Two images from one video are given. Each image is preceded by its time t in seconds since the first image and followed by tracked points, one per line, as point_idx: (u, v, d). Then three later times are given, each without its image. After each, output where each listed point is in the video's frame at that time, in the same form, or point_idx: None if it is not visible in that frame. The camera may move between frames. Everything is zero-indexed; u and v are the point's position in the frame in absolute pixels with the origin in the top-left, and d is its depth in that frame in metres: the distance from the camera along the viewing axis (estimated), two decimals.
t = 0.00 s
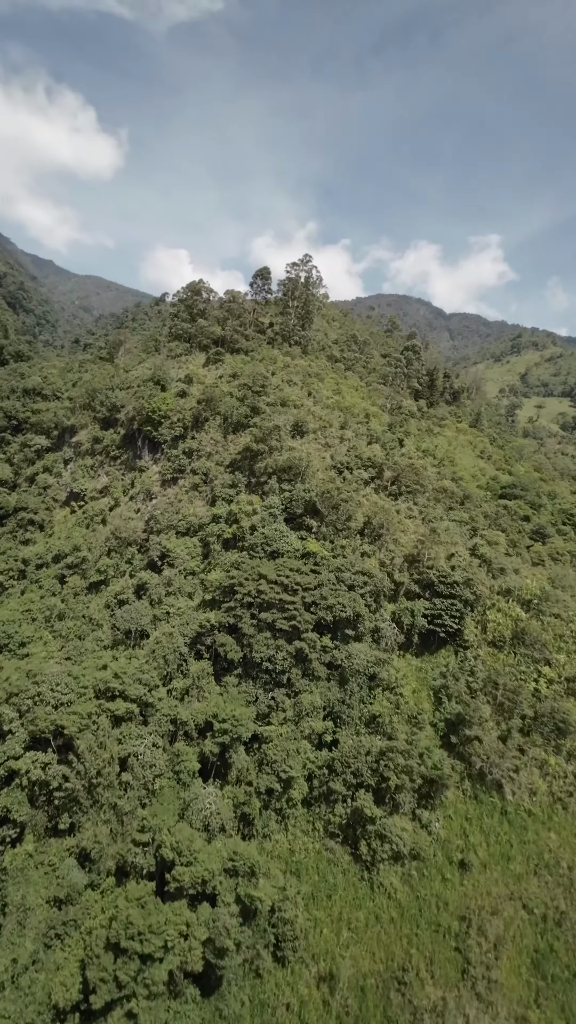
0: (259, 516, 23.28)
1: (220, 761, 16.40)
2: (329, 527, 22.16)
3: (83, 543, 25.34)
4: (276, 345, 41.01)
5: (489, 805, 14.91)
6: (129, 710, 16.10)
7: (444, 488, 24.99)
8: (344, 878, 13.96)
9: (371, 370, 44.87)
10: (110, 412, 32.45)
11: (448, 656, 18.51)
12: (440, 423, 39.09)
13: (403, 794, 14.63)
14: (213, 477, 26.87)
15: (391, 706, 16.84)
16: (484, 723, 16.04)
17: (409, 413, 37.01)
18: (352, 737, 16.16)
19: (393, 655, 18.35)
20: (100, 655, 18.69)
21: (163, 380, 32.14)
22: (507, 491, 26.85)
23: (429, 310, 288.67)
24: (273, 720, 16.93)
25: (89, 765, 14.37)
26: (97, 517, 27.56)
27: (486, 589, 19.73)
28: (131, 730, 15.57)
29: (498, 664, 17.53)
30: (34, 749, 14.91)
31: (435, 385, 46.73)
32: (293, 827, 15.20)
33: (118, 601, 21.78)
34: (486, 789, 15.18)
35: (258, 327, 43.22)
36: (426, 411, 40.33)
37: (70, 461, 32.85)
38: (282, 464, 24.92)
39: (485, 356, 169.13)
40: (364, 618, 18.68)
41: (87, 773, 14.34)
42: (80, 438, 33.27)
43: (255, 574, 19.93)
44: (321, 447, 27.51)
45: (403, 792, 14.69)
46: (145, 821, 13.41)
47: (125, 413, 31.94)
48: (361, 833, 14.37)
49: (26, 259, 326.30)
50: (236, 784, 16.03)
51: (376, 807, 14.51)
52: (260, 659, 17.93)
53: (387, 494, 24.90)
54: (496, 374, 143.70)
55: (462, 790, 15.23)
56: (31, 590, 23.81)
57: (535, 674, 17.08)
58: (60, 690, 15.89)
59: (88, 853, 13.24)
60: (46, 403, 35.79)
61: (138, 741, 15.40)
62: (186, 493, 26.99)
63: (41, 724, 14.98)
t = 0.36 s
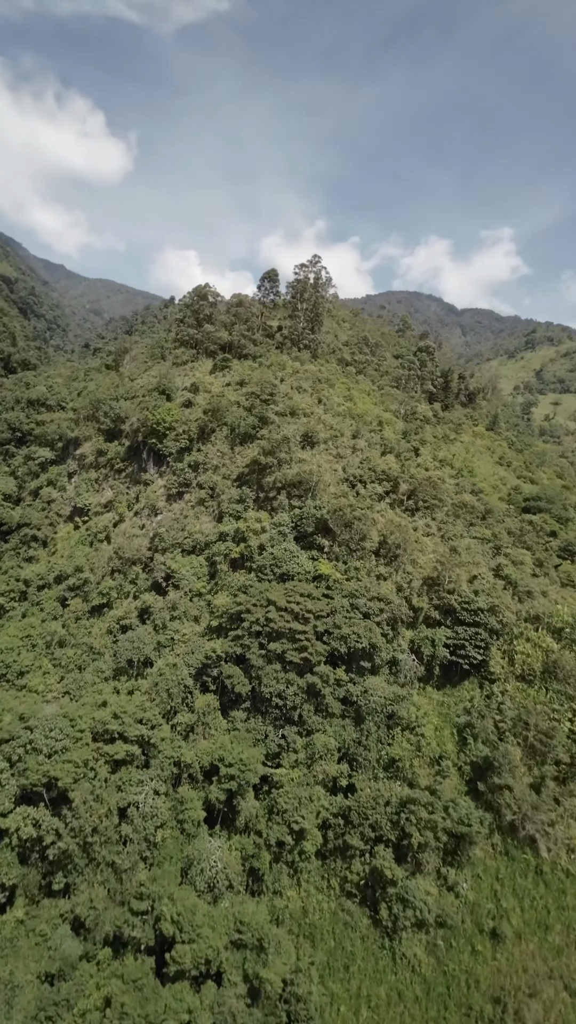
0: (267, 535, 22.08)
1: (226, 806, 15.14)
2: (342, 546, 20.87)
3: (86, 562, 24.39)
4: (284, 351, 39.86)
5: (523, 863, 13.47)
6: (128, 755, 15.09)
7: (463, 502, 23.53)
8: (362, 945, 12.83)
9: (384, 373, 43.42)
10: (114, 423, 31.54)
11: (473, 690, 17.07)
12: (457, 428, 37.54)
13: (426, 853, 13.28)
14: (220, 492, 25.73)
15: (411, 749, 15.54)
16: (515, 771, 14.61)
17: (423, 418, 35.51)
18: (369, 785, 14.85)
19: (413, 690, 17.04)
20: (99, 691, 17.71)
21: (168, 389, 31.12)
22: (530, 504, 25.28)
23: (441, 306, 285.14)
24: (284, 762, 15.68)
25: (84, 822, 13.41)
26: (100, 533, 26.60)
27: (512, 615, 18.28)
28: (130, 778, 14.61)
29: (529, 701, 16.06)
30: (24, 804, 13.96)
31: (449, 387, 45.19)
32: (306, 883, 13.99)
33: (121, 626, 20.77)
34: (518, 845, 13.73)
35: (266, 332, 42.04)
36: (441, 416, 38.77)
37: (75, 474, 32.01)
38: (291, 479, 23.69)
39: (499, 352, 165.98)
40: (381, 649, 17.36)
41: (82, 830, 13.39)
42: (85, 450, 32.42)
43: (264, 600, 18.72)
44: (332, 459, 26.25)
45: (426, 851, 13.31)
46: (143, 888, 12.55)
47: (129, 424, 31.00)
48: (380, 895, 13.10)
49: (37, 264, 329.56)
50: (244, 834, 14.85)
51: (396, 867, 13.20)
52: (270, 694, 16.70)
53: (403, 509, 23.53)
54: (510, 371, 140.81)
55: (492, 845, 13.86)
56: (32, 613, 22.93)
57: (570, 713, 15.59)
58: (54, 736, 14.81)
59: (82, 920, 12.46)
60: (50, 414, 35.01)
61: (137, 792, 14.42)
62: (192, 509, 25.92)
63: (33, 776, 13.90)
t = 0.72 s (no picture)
0: (276, 557, 20.72)
1: (233, 863, 13.94)
2: (357, 570, 19.42)
3: (86, 585, 23.31)
4: (292, 356, 38.54)
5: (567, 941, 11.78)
6: (126, 808, 13.90)
7: (485, 519, 21.99)
8: None
9: (396, 376, 41.83)
10: (117, 436, 30.47)
11: (502, 732, 15.55)
12: (473, 433, 35.88)
13: (456, 930, 11.90)
14: (226, 508, 24.44)
15: (436, 803, 14.16)
16: (554, 831, 13.03)
17: (439, 424, 33.88)
18: (390, 845, 13.53)
19: (436, 734, 15.65)
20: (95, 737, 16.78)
21: (172, 400, 29.97)
22: (557, 519, 23.63)
23: (450, 302, 281.04)
24: (296, 815, 14.30)
25: (75, 895, 12.46)
26: (102, 552, 25.49)
27: (543, 649, 16.78)
28: (127, 837, 13.46)
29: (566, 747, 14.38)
30: (11, 874, 13.14)
31: (464, 390, 43.49)
32: (321, 953, 12.68)
33: (122, 657, 19.58)
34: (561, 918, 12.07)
35: (273, 336, 40.70)
36: (457, 421, 37.10)
37: (77, 488, 30.99)
38: (301, 496, 22.30)
39: (511, 348, 162.74)
40: (401, 687, 15.92)
41: (73, 904, 12.47)
42: (87, 463, 31.40)
43: (272, 630, 17.28)
44: (343, 472, 24.86)
45: (455, 929, 11.95)
46: (138, 976, 11.97)
47: (132, 436, 29.87)
48: (404, 976, 11.77)
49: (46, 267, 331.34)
50: (252, 896, 13.60)
51: (421, 945, 11.85)
52: (279, 738, 15.28)
53: (420, 527, 22.06)
54: (524, 366, 137.89)
55: (531, 917, 12.28)
56: (31, 640, 21.92)
57: None
58: (43, 795, 13.68)
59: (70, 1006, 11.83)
60: (52, 426, 34.06)
61: (134, 853, 13.24)
62: (197, 527, 24.66)
63: (20, 844, 13.00)
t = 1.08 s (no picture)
0: (287, 580, 19.35)
1: (241, 929, 12.84)
2: (376, 597, 18.01)
3: (89, 607, 22.29)
4: (304, 360, 37.22)
5: None
6: (125, 868, 12.93)
7: (513, 539, 20.42)
8: None
9: (412, 378, 40.20)
10: (123, 447, 29.45)
11: (539, 783, 14.02)
12: (495, 438, 34.17)
13: None
14: (235, 525, 23.18)
15: (466, 867, 12.80)
16: None
17: (458, 430, 32.21)
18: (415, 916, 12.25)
19: (465, 785, 14.27)
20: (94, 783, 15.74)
21: (179, 410, 28.90)
22: None
23: (465, 295, 276.31)
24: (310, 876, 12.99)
25: (66, 980, 11.55)
26: (106, 570, 24.37)
27: None
28: (126, 903, 12.55)
29: None
30: None
31: (483, 392, 41.73)
32: None
33: (125, 687, 18.43)
34: None
35: (284, 339, 39.36)
36: (477, 425, 35.38)
37: (82, 500, 30.04)
38: (313, 512, 20.80)
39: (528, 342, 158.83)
40: (425, 732, 14.50)
41: (64, 990, 11.54)
42: (93, 475, 30.45)
43: (284, 665, 15.91)
44: (359, 487, 23.47)
45: None
46: None
47: (138, 447, 28.80)
48: None
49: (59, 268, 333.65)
50: (263, 967, 12.49)
51: None
52: (292, 788, 13.90)
53: (442, 548, 20.60)
54: (541, 361, 134.36)
55: None
56: (32, 667, 21.02)
57: None
58: (32, 862, 12.64)
59: None
60: (57, 437, 33.21)
61: (132, 924, 12.30)
62: (205, 544, 23.44)
63: (6, 920, 11.98)
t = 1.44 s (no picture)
0: (302, 608, 17.94)
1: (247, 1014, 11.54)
2: (398, 632, 16.58)
3: (95, 632, 21.38)
4: (321, 368, 35.94)
5: None
6: (122, 940, 11.99)
7: (548, 568, 18.76)
8: None
9: (434, 385, 38.51)
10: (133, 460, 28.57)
11: None
12: (522, 450, 32.35)
13: None
14: (247, 546, 21.94)
15: (504, 956, 11.23)
16: None
17: (485, 442, 30.46)
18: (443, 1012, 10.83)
19: (499, 853, 12.80)
20: (92, 834, 14.78)
21: (191, 422, 27.91)
22: None
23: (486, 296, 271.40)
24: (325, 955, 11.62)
25: None
26: (113, 591, 23.39)
27: None
28: (120, 983, 11.59)
29: None
30: None
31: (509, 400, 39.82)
32: None
33: (128, 723, 17.32)
34: None
35: (301, 345, 38.10)
36: (503, 435, 33.54)
37: (92, 514, 29.21)
38: (331, 535, 19.47)
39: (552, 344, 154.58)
40: (453, 792, 13.02)
41: None
42: (103, 487, 29.62)
43: (297, 708, 14.58)
44: (379, 506, 22.05)
45: None
46: None
47: (148, 459, 27.85)
48: None
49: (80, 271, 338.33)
50: None
51: None
52: (305, 851, 12.56)
53: (470, 576, 19.06)
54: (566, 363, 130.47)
55: None
56: (34, 695, 20.16)
57: None
58: (17, 939, 11.99)
59: None
60: (68, 447, 32.54)
61: (126, 1009, 11.41)
62: (215, 565, 22.23)
63: None
